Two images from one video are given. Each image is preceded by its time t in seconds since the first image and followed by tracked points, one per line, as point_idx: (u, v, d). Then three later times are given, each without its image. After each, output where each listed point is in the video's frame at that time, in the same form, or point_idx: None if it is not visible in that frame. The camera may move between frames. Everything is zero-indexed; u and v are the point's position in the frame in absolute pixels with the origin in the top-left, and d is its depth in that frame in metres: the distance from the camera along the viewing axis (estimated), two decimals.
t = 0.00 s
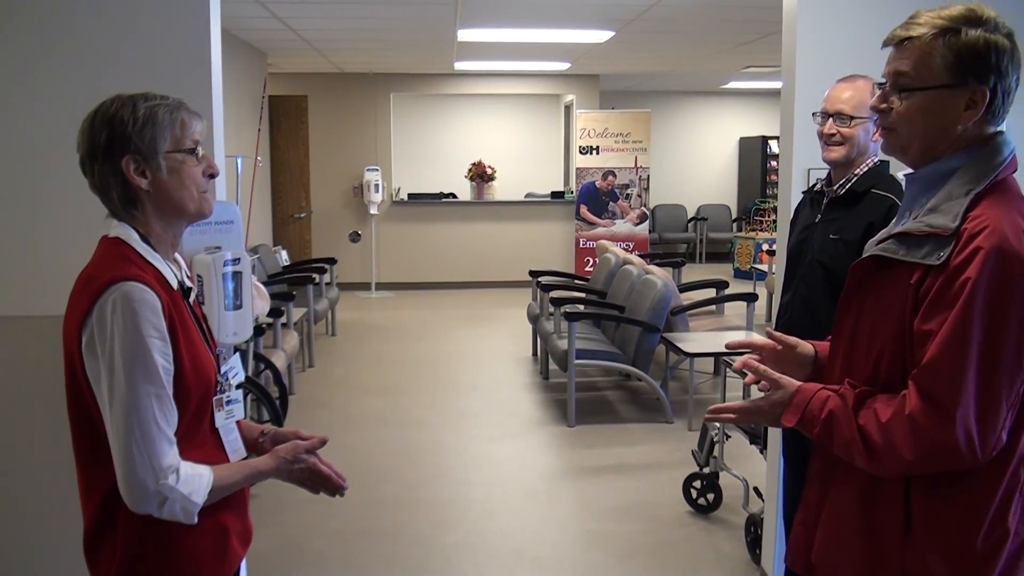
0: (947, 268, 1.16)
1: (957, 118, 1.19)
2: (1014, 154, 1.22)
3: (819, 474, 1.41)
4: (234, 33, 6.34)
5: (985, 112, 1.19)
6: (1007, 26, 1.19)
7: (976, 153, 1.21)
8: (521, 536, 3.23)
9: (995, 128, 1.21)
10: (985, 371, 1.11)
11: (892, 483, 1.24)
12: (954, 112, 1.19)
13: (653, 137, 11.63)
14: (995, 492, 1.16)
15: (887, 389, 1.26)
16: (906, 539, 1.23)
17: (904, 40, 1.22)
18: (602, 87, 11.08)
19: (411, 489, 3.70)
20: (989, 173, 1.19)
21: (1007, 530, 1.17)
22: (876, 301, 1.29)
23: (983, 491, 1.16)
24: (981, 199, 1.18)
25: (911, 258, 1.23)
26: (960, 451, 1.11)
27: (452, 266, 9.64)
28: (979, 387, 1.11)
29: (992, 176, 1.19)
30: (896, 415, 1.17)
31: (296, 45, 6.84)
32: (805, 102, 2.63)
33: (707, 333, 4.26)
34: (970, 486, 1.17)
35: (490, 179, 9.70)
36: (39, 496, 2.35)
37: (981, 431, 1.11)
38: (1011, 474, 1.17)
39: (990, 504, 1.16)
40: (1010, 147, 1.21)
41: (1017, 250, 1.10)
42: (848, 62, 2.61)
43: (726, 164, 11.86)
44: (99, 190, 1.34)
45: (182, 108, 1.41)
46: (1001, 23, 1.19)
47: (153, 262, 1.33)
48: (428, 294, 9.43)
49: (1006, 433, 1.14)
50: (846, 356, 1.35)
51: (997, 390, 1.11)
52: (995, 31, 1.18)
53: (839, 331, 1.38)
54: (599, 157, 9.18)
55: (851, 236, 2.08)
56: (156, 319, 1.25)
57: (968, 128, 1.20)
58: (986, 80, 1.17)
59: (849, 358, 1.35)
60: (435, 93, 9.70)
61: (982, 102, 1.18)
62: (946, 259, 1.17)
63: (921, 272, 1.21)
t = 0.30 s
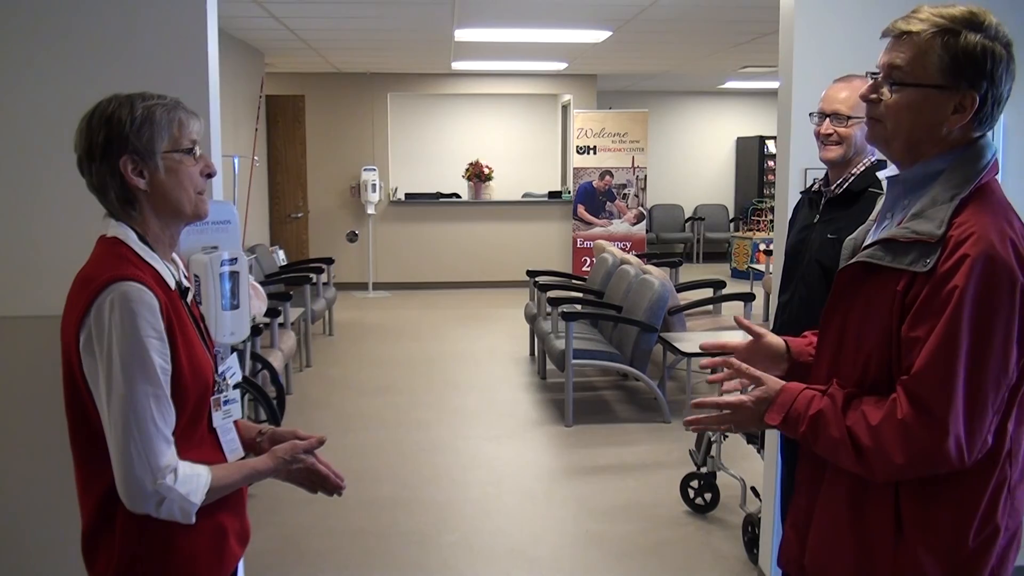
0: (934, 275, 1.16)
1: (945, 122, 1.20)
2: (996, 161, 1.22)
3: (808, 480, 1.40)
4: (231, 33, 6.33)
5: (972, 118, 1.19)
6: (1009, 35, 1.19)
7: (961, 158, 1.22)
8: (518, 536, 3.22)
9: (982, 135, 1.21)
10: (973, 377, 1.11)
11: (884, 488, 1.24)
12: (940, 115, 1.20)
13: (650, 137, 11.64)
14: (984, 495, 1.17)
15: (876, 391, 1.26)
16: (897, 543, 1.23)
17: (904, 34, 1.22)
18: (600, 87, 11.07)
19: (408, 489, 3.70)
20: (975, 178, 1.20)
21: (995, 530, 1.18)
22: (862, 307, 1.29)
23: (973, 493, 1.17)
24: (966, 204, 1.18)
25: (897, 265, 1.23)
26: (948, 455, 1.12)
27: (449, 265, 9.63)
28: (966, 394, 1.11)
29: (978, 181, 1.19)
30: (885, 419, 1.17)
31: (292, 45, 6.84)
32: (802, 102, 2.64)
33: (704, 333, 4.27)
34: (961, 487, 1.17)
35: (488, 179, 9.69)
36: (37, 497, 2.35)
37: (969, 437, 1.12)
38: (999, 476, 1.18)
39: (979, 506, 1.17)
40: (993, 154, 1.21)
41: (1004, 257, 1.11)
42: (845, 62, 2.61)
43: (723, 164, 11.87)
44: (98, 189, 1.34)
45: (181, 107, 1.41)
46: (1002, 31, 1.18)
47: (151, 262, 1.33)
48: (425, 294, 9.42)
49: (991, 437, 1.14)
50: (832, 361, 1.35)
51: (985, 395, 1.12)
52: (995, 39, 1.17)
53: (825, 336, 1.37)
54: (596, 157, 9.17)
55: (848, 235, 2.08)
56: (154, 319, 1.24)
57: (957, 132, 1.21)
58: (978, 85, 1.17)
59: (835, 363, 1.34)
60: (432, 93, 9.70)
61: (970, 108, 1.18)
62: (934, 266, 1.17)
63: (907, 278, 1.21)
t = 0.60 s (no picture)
0: (923, 269, 1.16)
1: (925, 122, 1.20)
2: (984, 159, 1.22)
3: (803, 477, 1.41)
4: (228, 32, 6.33)
5: (952, 114, 1.19)
6: (971, 27, 1.20)
7: (947, 156, 1.22)
8: (517, 536, 3.22)
9: (962, 129, 1.22)
10: (954, 371, 1.11)
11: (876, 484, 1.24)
12: (919, 115, 1.20)
13: (648, 137, 11.64)
14: (974, 491, 1.17)
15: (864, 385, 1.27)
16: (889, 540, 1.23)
17: (871, 50, 1.23)
18: (597, 87, 11.07)
19: (407, 489, 3.69)
20: (961, 176, 1.20)
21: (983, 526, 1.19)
22: (854, 303, 1.29)
23: (962, 490, 1.17)
24: (955, 203, 1.19)
25: (887, 261, 1.23)
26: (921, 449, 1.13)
27: (447, 265, 9.63)
28: (946, 389, 1.12)
29: (963, 180, 1.20)
30: (861, 412, 1.18)
31: (291, 45, 6.84)
32: (800, 102, 2.64)
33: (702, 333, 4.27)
34: (952, 484, 1.18)
35: (486, 179, 9.69)
36: (35, 497, 2.34)
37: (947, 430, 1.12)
38: (989, 473, 1.19)
39: (967, 504, 1.17)
40: (980, 152, 1.21)
41: (992, 252, 1.11)
42: (842, 62, 2.60)
43: (720, 164, 11.88)
44: (96, 189, 1.34)
45: (180, 107, 1.41)
46: (964, 25, 1.20)
47: (150, 261, 1.33)
48: (423, 294, 9.42)
49: (971, 430, 1.14)
50: (824, 356, 1.35)
51: (966, 389, 1.12)
52: (957, 33, 1.19)
53: (819, 330, 1.37)
54: (594, 157, 9.18)
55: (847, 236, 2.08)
56: (154, 318, 1.24)
57: (938, 131, 1.21)
58: (953, 83, 1.18)
59: (827, 357, 1.34)
60: (430, 93, 9.70)
61: (948, 104, 1.18)
62: (923, 261, 1.17)
63: (896, 274, 1.21)
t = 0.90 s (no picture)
0: (909, 264, 1.17)
1: (910, 118, 1.23)
2: (970, 153, 1.23)
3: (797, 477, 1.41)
4: (226, 32, 6.33)
5: (936, 110, 1.22)
6: (958, 28, 1.22)
7: (933, 153, 1.24)
8: (516, 536, 3.22)
9: (948, 126, 1.24)
10: (942, 365, 1.11)
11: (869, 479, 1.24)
12: (904, 111, 1.22)
13: (647, 137, 11.64)
14: (966, 485, 1.18)
15: (852, 379, 1.28)
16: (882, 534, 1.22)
17: (855, 43, 1.26)
18: (596, 87, 11.06)
19: (405, 489, 3.69)
20: (947, 171, 1.21)
21: (976, 521, 1.19)
22: (844, 301, 1.29)
23: (954, 484, 1.18)
24: (941, 196, 1.20)
25: (874, 257, 1.24)
26: (910, 443, 1.14)
27: (445, 265, 9.63)
28: (935, 384, 1.12)
29: (950, 175, 1.21)
30: (850, 416, 1.19)
31: (289, 44, 6.85)
32: (798, 102, 2.64)
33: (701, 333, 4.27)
34: (944, 478, 1.18)
35: (484, 179, 9.69)
36: (34, 496, 2.34)
37: (938, 424, 1.13)
38: (980, 467, 1.19)
39: (960, 498, 1.18)
40: (967, 148, 1.23)
41: (977, 244, 1.11)
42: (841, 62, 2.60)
43: (718, 163, 11.88)
44: (102, 187, 1.32)
45: (189, 108, 1.40)
46: (951, 25, 1.22)
47: (150, 260, 1.33)
48: (421, 294, 9.42)
49: (965, 422, 1.14)
50: (817, 355, 1.36)
51: (956, 381, 1.12)
52: (943, 33, 1.21)
53: (811, 329, 1.37)
54: (593, 157, 9.18)
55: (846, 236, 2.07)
56: (156, 319, 1.24)
57: (923, 127, 1.23)
58: (938, 80, 1.20)
59: (819, 357, 1.35)
60: (428, 92, 9.70)
61: (932, 101, 1.20)
62: (909, 255, 1.18)
63: (883, 269, 1.22)
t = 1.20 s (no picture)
0: (898, 261, 1.17)
1: (894, 121, 1.24)
2: (959, 151, 1.24)
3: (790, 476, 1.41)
4: (225, 32, 6.33)
5: (918, 113, 1.23)
6: (939, 31, 1.24)
7: (921, 153, 1.25)
8: (515, 535, 3.23)
9: (933, 126, 1.25)
10: (932, 361, 1.12)
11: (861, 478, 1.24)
12: (888, 114, 1.23)
13: (645, 137, 11.65)
14: (959, 480, 1.18)
15: (843, 375, 1.28)
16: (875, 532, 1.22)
17: (841, 48, 1.27)
18: (595, 87, 11.06)
19: (404, 489, 3.69)
20: (935, 169, 1.22)
21: (970, 515, 1.19)
22: (835, 299, 1.29)
23: (947, 480, 1.18)
24: (930, 192, 1.20)
25: (864, 255, 1.24)
26: (901, 439, 1.14)
27: (445, 265, 9.64)
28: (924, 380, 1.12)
29: (938, 172, 1.22)
30: (841, 414, 1.19)
31: (288, 44, 6.85)
32: (797, 102, 2.64)
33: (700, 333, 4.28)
34: (936, 474, 1.18)
35: (483, 179, 9.71)
36: (32, 496, 2.34)
37: (929, 419, 1.13)
38: (973, 462, 1.19)
39: (952, 493, 1.18)
40: (956, 146, 1.24)
41: (967, 239, 1.11)
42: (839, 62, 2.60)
43: (717, 163, 11.89)
44: (105, 186, 1.31)
45: (194, 110, 1.40)
46: (931, 29, 1.23)
47: (151, 258, 1.33)
48: (420, 294, 9.42)
49: (957, 417, 1.15)
50: (808, 354, 1.36)
51: (947, 376, 1.12)
52: (924, 36, 1.22)
53: (803, 328, 1.37)
54: (592, 157, 9.19)
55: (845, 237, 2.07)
56: (159, 319, 1.24)
57: (907, 128, 1.24)
58: (921, 83, 1.21)
59: (811, 356, 1.35)
60: (427, 92, 9.70)
61: (914, 103, 1.22)
62: (898, 252, 1.18)
63: (874, 267, 1.22)
